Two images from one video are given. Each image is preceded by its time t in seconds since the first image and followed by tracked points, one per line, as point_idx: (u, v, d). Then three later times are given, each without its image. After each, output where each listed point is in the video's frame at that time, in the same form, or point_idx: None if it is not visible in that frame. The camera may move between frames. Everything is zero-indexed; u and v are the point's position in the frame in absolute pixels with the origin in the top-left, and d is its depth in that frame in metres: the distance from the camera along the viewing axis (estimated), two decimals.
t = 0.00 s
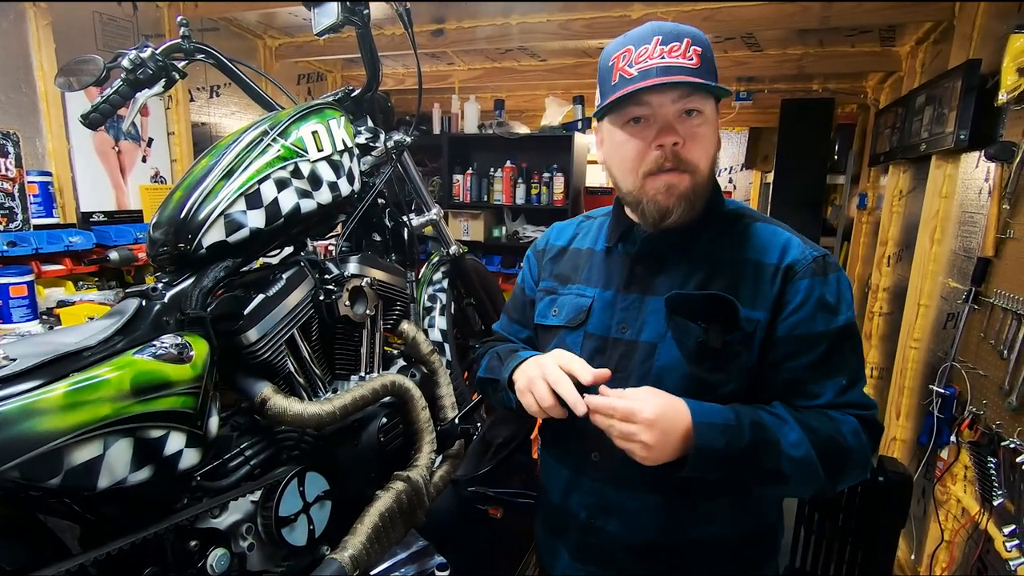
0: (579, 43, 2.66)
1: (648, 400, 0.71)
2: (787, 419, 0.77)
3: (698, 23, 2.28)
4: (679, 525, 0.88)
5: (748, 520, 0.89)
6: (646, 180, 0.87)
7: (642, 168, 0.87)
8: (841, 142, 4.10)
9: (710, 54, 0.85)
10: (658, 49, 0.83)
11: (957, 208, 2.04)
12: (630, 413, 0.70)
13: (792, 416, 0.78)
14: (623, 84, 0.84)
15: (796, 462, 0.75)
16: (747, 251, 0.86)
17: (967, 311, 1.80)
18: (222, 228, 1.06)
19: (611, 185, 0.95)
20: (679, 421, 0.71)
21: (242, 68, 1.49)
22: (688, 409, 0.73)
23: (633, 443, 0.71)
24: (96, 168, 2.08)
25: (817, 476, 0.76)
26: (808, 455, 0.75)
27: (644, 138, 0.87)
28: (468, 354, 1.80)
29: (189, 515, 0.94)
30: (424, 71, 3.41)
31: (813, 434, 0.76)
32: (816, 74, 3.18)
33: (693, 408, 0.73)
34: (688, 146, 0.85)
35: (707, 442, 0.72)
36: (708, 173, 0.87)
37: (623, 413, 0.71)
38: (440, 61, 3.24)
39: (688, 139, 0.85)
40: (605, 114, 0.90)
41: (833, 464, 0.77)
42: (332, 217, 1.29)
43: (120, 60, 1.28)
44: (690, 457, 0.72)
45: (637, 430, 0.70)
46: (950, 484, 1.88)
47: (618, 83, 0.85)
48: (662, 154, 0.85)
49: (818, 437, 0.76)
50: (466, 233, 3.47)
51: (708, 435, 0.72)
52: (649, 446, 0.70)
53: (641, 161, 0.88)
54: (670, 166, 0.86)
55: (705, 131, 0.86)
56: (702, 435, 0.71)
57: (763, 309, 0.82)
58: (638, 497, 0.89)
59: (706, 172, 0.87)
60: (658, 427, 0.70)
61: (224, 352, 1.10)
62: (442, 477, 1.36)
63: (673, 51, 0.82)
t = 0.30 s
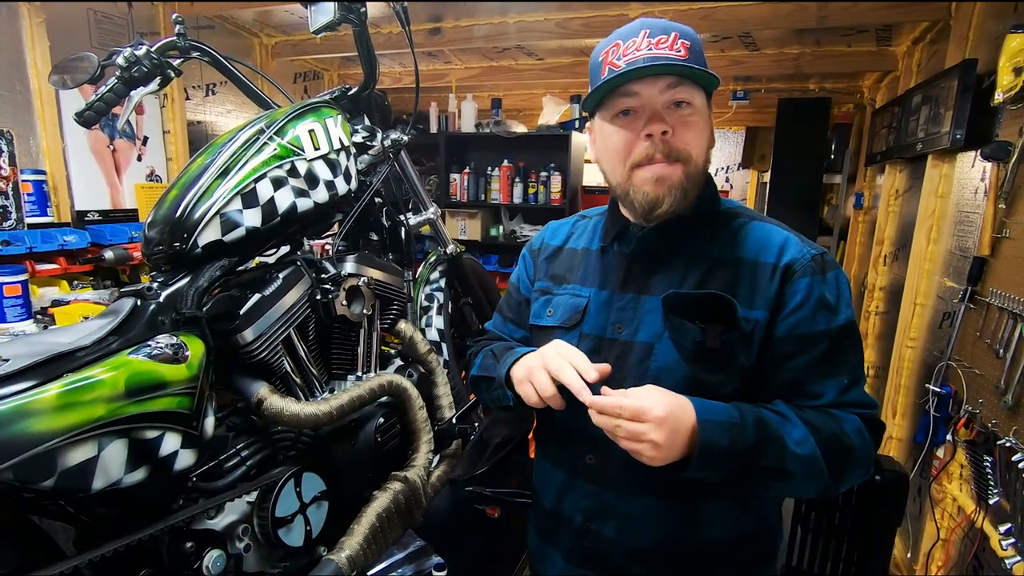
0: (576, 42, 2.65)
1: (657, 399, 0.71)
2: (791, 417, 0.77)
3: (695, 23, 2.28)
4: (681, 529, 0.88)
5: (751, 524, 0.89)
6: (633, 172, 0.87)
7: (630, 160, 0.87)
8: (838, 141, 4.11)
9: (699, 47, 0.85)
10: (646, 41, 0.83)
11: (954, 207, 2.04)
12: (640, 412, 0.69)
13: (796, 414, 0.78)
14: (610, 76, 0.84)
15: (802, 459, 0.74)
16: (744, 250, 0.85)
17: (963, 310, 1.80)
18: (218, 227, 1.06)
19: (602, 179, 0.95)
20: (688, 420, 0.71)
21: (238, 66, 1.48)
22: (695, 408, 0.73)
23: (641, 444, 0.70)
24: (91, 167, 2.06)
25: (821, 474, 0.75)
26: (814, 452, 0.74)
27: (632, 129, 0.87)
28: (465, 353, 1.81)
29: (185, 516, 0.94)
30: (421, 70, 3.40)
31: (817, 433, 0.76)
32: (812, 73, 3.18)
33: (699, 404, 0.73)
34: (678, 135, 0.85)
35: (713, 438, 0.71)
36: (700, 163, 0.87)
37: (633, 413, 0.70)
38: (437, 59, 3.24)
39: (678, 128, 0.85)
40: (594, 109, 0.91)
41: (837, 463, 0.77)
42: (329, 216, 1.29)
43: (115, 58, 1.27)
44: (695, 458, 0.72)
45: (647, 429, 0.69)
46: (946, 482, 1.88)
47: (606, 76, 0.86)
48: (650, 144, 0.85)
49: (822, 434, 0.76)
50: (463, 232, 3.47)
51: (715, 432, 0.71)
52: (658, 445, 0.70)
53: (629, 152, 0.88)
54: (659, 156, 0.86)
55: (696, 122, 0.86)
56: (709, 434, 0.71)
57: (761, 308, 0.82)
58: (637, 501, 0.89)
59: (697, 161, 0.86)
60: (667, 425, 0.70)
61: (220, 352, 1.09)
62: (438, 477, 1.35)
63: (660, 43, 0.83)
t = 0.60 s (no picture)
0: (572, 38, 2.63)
1: (621, 388, 0.73)
2: (772, 416, 0.76)
3: (691, 20, 2.28)
4: (670, 531, 0.87)
5: (741, 525, 0.87)
6: (625, 170, 0.87)
7: (622, 158, 0.87)
8: (834, 139, 4.11)
9: (691, 42, 0.84)
10: (637, 36, 0.82)
11: (950, 205, 2.04)
12: (603, 400, 0.72)
13: (778, 414, 0.76)
14: (601, 71, 0.83)
15: (776, 461, 0.73)
16: (735, 246, 0.85)
17: (959, 308, 1.80)
18: (211, 225, 1.04)
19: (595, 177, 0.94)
20: (654, 410, 0.73)
21: (232, 62, 1.46)
22: (663, 399, 0.74)
23: (602, 432, 0.73)
24: (83, 165, 2.04)
25: (802, 479, 0.74)
26: (792, 454, 0.73)
27: (624, 127, 0.86)
28: (460, 351, 1.79)
29: (177, 517, 0.93)
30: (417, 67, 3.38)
31: (800, 435, 0.74)
32: (809, 71, 3.18)
33: (669, 398, 0.74)
34: (671, 131, 0.84)
35: (683, 434, 0.72)
36: (693, 159, 0.86)
37: (595, 401, 0.72)
38: (433, 56, 3.22)
39: (671, 124, 0.84)
40: (586, 106, 0.90)
41: (826, 465, 0.75)
42: (324, 214, 1.27)
43: (106, 52, 1.24)
44: (660, 451, 0.73)
45: (609, 416, 0.72)
46: (941, 480, 1.88)
47: (596, 73, 0.84)
48: (643, 142, 0.85)
49: (806, 436, 0.74)
50: (459, 230, 3.46)
51: (684, 428, 0.72)
52: (621, 433, 0.72)
53: (621, 150, 0.87)
54: (653, 153, 0.85)
55: (690, 117, 0.85)
56: (676, 428, 0.72)
57: (749, 305, 0.81)
58: (621, 502, 0.88)
59: (689, 159, 0.86)
60: (631, 414, 0.72)
61: (213, 351, 1.08)
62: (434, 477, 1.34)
63: (652, 38, 0.81)
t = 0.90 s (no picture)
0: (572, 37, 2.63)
1: (623, 398, 0.71)
2: (773, 425, 0.76)
3: (691, 20, 2.27)
4: (669, 534, 0.87)
5: (741, 527, 0.87)
6: (601, 166, 0.88)
7: (597, 154, 0.88)
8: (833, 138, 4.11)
9: (675, 37, 0.82)
10: (615, 36, 0.82)
11: (948, 205, 2.04)
12: (605, 412, 0.70)
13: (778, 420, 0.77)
14: (575, 70, 0.85)
15: (775, 468, 0.73)
16: (735, 248, 0.84)
17: (958, 308, 1.80)
18: (210, 223, 1.04)
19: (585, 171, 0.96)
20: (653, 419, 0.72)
21: (230, 60, 1.45)
22: (662, 406, 0.73)
23: (605, 444, 0.71)
24: (81, 163, 2.03)
25: (804, 484, 0.74)
26: (793, 462, 0.73)
27: (599, 123, 0.87)
28: (460, 351, 1.79)
29: (177, 517, 0.93)
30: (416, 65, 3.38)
31: (799, 441, 0.74)
32: (808, 70, 3.18)
33: (669, 404, 0.73)
34: (642, 129, 0.84)
35: (681, 439, 0.71)
36: (666, 158, 0.85)
37: (599, 414, 0.70)
38: (432, 54, 3.22)
39: (643, 122, 0.84)
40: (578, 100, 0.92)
41: (827, 472, 0.75)
42: (324, 212, 1.27)
43: (104, 50, 1.24)
44: (661, 458, 0.72)
45: (612, 427, 0.70)
46: (940, 479, 1.89)
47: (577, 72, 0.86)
48: (613, 139, 0.85)
49: (807, 441, 0.74)
50: (458, 228, 3.45)
51: (683, 435, 0.72)
52: (622, 444, 0.70)
53: (596, 146, 0.88)
54: (622, 151, 0.85)
55: (666, 115, 0.84)
56: (674, 436, 0.71)
57: (750, 309, 0.80)
58: (620, 504, 0.88)
59: (661, 158, 0.85)
60: (633, 424, 0.70)
61: (212, 350, 1.07)
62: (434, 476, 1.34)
63: (630, 36, 0.81)
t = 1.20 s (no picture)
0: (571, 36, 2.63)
1: (629, 387, 0.68)
2: (778, 419, 0.75)
3: (691, 19, 2.27)
4: (667, 533, 0.87)
5: (739, 526, 0.87)
6: (602, 173, 0.88)
7: (598, 160, 0.88)
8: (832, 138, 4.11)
9: (673, 39, 0.82)
10: (612, 40, 0.82)
11: (948, 204, 2.05)
12: (611, 400, 0.67)
13: (783, 416, 0.76)
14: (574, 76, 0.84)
15: (783, 462, 0.72)
16: (733, 251, 0.84)
17: (957, 307, 1.80)
18: (208, 222, 1.04)
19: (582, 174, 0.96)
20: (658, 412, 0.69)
21: (228, 58, 1.45)
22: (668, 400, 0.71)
23: (610, 432, 0.68)
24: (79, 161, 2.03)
25: (808, 481, 0.73)
26: (799, 456, 0.72)
27: (598, 129, 0.86)
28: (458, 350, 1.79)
29: (175, 516, 0.92)
30: (415, 65, 3.38)
31: (804, 437, 0.74)
32: (807, 69, 3.18)
33: (677, 399, 0.72)
34: (642, 136, 0.83)
35: (690, 434, 0.70)
36: (667, 163, 0.85)
37: (604, 401, 0.67)
38: (431, 53, 3.21)
39: (643, 129, 0.83)
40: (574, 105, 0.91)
41: (828, 472, 0.75)
42: (323, 211, 1.27)
43: (102, 49, 1.24)
44: (668, 452, 0.70)
45: (618, 416, 0.67)
46: (939, 478, 1.89)
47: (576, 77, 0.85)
48: (614, 146, 0.85)
49: (811, 438, 0.74)
50: (457, 228, 3.45)
51: (692, 427, 0.70)
52: (628, 434, 0.67)
53: (597, 152, 0.87)
54: (622, 158, 0.85)
55: (665, 120, 0.83)
56: (684, 429, 0.70)
57: (748, 310, 0.80)
58: (617, 502, 0.88)
59: (661, 164, 0.84)
60: (638, 414, 0.67)
61: (211, 349, 1.07)
62: (433, 475, 1.34)
63: (627, 40, 0.81)
